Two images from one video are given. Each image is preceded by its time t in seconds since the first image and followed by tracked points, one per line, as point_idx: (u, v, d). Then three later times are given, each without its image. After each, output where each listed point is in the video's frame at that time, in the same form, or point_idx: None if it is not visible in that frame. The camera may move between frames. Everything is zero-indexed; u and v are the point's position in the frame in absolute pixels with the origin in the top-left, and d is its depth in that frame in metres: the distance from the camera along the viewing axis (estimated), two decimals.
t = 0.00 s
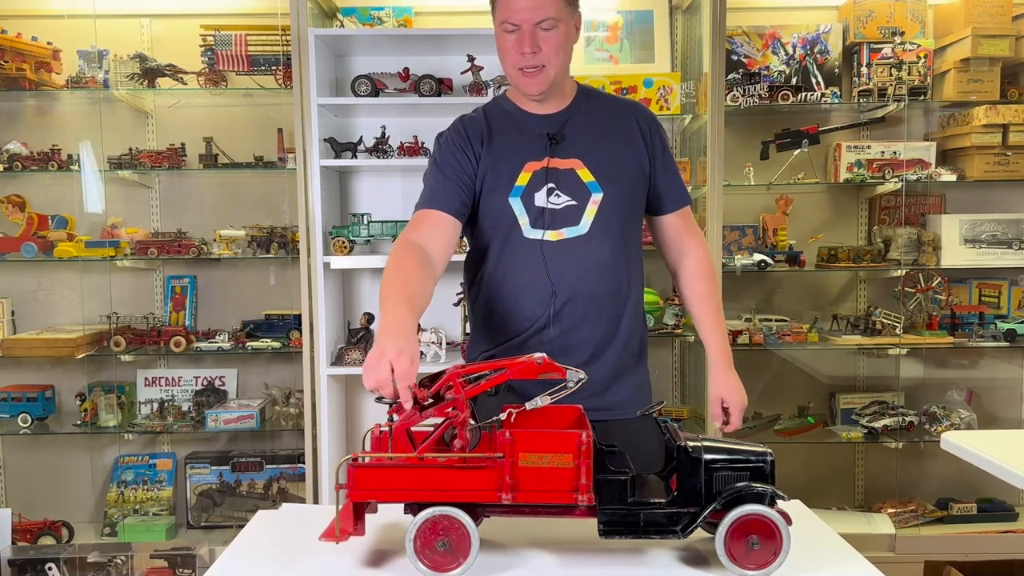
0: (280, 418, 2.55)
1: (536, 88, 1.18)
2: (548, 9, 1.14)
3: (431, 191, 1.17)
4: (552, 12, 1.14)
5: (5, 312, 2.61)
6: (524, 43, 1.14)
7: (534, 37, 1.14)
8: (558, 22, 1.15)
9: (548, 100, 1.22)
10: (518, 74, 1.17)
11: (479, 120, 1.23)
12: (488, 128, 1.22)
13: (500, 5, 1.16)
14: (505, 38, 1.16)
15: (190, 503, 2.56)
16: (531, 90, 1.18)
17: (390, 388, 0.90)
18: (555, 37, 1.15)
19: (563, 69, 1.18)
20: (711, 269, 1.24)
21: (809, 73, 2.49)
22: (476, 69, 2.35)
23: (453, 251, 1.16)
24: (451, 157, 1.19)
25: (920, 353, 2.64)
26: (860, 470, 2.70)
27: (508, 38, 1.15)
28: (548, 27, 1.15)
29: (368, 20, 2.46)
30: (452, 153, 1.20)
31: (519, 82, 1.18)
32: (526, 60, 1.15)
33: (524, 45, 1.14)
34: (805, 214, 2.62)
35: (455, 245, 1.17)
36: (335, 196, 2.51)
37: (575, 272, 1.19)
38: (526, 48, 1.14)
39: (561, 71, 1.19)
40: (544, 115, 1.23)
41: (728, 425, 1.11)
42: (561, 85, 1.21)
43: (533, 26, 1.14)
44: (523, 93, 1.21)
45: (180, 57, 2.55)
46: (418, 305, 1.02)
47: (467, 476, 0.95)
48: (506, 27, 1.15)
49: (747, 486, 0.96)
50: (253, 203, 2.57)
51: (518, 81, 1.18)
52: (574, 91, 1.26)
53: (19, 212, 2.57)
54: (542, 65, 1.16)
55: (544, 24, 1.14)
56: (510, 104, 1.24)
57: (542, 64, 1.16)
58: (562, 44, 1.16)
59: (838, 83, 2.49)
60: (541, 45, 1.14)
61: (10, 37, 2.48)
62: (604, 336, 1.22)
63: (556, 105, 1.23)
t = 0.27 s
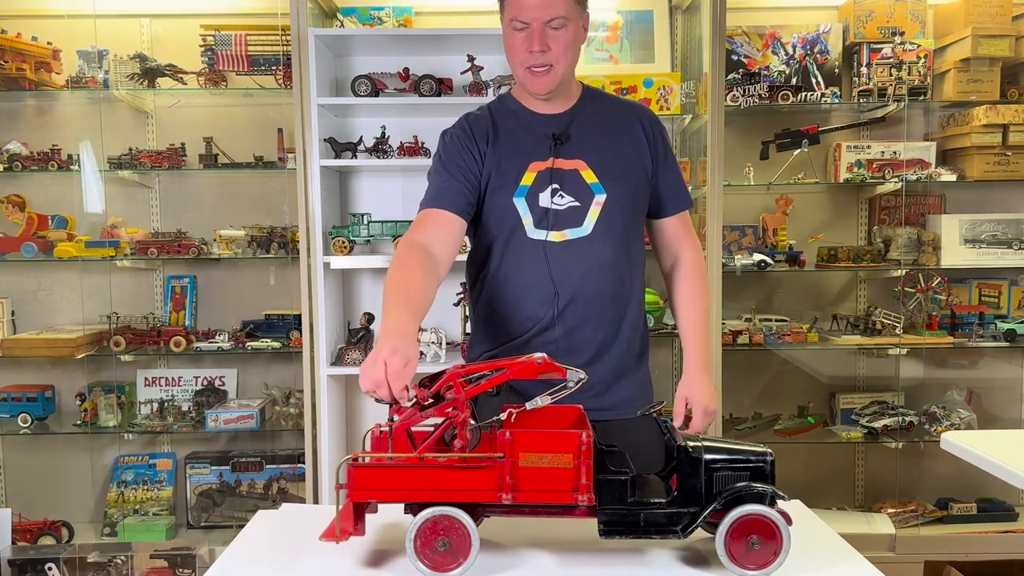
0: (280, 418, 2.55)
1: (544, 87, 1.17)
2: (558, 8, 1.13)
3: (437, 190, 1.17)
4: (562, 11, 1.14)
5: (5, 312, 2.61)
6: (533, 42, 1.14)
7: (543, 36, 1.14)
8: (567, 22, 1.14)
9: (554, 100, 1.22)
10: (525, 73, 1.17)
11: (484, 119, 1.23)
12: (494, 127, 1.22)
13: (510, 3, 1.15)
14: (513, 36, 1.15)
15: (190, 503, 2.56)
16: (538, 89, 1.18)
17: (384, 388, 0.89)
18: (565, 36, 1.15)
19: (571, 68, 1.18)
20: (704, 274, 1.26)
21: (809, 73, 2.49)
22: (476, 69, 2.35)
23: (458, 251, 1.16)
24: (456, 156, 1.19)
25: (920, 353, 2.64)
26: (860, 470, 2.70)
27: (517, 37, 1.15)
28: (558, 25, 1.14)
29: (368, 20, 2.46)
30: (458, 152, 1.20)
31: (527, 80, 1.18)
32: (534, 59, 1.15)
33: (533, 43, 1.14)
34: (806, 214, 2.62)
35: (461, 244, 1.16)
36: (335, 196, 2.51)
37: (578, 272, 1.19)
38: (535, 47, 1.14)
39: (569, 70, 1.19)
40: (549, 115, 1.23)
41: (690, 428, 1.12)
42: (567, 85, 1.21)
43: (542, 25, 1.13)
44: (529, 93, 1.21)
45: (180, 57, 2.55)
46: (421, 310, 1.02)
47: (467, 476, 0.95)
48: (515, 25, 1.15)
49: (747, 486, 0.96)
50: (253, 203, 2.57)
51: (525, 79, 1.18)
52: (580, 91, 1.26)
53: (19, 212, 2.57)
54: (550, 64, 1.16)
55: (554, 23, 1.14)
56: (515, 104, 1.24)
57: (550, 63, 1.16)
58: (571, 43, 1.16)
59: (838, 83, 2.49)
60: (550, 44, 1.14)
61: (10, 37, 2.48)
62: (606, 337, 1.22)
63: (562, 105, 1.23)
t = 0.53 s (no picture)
0: (280, 418, 2.55)
1: (544, 88, 1.18)
2: (557, 9, 1.13)
3: (438, 189, 1.17)
4: (562, 13, 1.13)
5: (5, 312, 2.61)
6: (532, 44, 1.14)
7: (542, 38, 1.14)
8: (567, 23, 1.14)
9: (554, 100, 1.22)
10: (525, 74, 1.17)
11: (485, 119, 1.23)
12: (494, 127, 1.22)
13: (510, 5, 1.15)
14: (513, 38, 1.15)
15: (190, 503, 2.56)
16: (538, 90, 1.18)
17: (378, 387, 0.89)
18: (564, 38, 1.15)
19: (571, 70, 1.18)
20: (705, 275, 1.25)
21: (809, 73, 2.49)
22: (476, 69, 2.35)
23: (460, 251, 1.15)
24: (457, 155, 1.20)
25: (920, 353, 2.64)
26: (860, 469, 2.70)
27: (516, 39, 1.15)
28: (558, 27, 1.14)
29: (368, 20, 2.46)
30: (458, 151, 1.20)
31: (527, 82, 1.18)
32: (533, 60, 1.15)
33: (533, 45, 1.14)
34: (805, 214, 2.62)
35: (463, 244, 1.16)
36: (335, 196, 2.51)
37: (578, 272, 1.19)
38: (535, 49, 1.14)
39: (569, 71, 1.19)
40: (550, 115, 1.23)
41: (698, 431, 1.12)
42: (568, 85, 1.21)
43: (542, 27, 1.13)
44: (529, 93, 1.21)
45: (180, 57, 2.55)
46: (422, 313, 1.01)
47: (467, 476, 0.95)
48: (515, 27, 1.15)
49: (747, 486, 0.96)
50: (253, 203, 2.57)
51: (525, 80, 1.18)
52: (581, 91, 1.26)
53: (19, 212, 2.57)
54: (550, 66, 1.16)
55: (553, 25, 1.14)
56: (516, 104, 1.24)
57: (550, 65, 1.16)
58: (571, 45, 1.16)
59: (838, 83, 2.49)
60: (550, 46, 1.14)
61: (10, 37, 2.48)
62: (605, 337, 1.22)
63: (562, 105, 1.23)
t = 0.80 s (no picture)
0: (280, 418, 2.55)
1: (542, 90, 1.18)
2: (556, 12, 1.13)
3: (438, 189, 1.17)
4: (561, 15, 1.13)
5: (5, 312, 2.61)
6: (531, 47, 1.14)
7: (541, 41, 1.14)
8: (565, 25, 1.14)
9: (553, 101, 1.22)
10: (524, 77, 1.17)
11: (485, 119, 1.23)
12: (494, 128, 1.22)
13: (508, 7, 1.15)
14: (512, 40, 1.15)
15: (190, 503, 2.56)
16: (536, 92, 1.18)
17: (380, 387, 0.89)
18: (562, 40, 1.15)
19: (570, 71, 1.18)
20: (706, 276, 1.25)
21: (809, 73, 2.49)
22: (476, 69, 2.35)
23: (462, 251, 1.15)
24: (457, 155, 1.19)
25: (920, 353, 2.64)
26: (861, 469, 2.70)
27: (515, 41, 1.15)
28: (556, 30, 1.14)
29: (368, 20, 2.46)
30: (458, 151, 1.20)
31: (525, 84, 1.18)
32: (532, 63, 1.15)
33: (531, 48, 1.14)
34: (806, 214, 2.62)
35: (463, 245, 1.16)
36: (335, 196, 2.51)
37: (578, 271, 1.19)
38: (533, 51, 1.14)
39: (567, 72, 1.18)
40: (550, 116, 1.23)
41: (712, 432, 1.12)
42: (567, 86, 1.21)
43: (540, 29, 1.13)
44: (528, 94, 1.21)
45: (180, 57, 2.55)
46: (425, 314, 1.01)
47: (467, 476, 0.95)
48: (513, 29, 1.15)
49: (747, 486, 0.96)
50: (253, 203, 2.57)
51: (524, 82, 1.18)
52: (580, 91, 1.26)
53: (19, 212, 2.57)
54: (548, 68, 1.16)
55: (552, 27, 1.14)
56: (516, 104, 1.24)
57: (548, 67, 1.16)
58: (569, 47, 1.16)
59: (838, 83, 2.49)
60: (548, 48, 1.14)
61: (10, 37, 2.48)
62: (605, 337, 1.22)
63: (561, 106, 1.23)
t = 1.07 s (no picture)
0: (280, 418, 2.55)
1: (541, 90, 1.18)
2: (553, 11, 1.13)
3: (439, 189, 1.17)
4: (558, 14, 1.13)
5: (5, 312, 2.61)
6: (529, 46, 1.14)
7: (539, 40, 1.14)
8: (562, 24, 1.14)
9: (553, 101, 1.22)
10: (522, 76, 1.17)
11: (486, 120, 1.23)
12: (495, 128, 1.22)
13: (506, 7, 1.15)
14: (510, 40, 1.15)
15: (190, 503, 2.56)
16: (535, 92, 1.18)
17: (387, 387, 0.89)
18: (560, 39, 1.15)
19: (568, 70, 1.18)
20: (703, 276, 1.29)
21: (809, 73, 2.49)
22: (476, 69, 2.35)
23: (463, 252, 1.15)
24: (458, 156, 1.19)
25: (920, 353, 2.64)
26: (861, 470, 2.70)
27: (513, 41, 1.15)
28: (553, 29, 1.14)
29: (368, 20, 2.46)
30: (459, 151, 1.20)
31: (524, 83, 1.18)
32: (530, 63, 1.15)
33: (529, 47, 1.14)
34: (806, 214, 2.62)
35: (463, 246, 1.16)
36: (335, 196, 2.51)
37: (579, 271, 1.19)
38: (531, 51, 1.14)
39: (566, 72, 1.19)
40: (550, 116, 1.23)
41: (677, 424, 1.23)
42: (566, 86, 1.21)
43: (538, 29, 1.13)
44: (528, 94, 1.21)
45: (180, 58, 2.55)
46: (428, 314, 1.01)
47: (467, 476, 0.95)
48: (511, 30, 1.15)
49: (747, 486, 0.96)
50: (252, 203, 2.57)
51: (522, 82, 1.18)
52: (579, 91, 1.26)
53: (19, 212, 2.57)
54: (547, 67, 1.16)
55: (549, 27, 1.14)
56: (516, 105, 1.24)
57: (547, 66, 1.16)
58: (567, 47, 1.16)
59: (838, 83, 2.49)
60: (546, 47, 1.14)
61: (10, 37, 2.48)
62: (606, 336, 1.22)
63: (561, 106, 1.23)
